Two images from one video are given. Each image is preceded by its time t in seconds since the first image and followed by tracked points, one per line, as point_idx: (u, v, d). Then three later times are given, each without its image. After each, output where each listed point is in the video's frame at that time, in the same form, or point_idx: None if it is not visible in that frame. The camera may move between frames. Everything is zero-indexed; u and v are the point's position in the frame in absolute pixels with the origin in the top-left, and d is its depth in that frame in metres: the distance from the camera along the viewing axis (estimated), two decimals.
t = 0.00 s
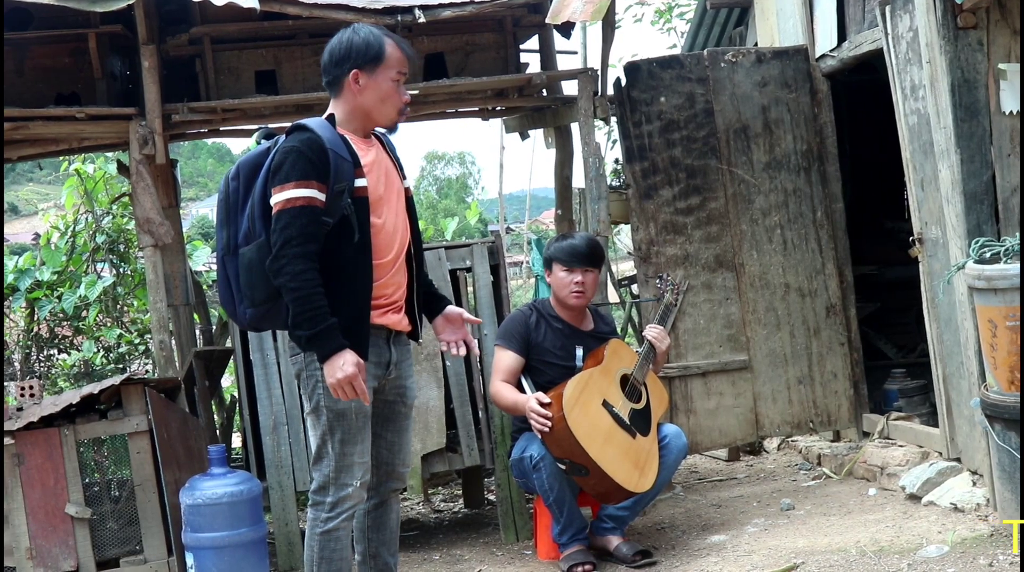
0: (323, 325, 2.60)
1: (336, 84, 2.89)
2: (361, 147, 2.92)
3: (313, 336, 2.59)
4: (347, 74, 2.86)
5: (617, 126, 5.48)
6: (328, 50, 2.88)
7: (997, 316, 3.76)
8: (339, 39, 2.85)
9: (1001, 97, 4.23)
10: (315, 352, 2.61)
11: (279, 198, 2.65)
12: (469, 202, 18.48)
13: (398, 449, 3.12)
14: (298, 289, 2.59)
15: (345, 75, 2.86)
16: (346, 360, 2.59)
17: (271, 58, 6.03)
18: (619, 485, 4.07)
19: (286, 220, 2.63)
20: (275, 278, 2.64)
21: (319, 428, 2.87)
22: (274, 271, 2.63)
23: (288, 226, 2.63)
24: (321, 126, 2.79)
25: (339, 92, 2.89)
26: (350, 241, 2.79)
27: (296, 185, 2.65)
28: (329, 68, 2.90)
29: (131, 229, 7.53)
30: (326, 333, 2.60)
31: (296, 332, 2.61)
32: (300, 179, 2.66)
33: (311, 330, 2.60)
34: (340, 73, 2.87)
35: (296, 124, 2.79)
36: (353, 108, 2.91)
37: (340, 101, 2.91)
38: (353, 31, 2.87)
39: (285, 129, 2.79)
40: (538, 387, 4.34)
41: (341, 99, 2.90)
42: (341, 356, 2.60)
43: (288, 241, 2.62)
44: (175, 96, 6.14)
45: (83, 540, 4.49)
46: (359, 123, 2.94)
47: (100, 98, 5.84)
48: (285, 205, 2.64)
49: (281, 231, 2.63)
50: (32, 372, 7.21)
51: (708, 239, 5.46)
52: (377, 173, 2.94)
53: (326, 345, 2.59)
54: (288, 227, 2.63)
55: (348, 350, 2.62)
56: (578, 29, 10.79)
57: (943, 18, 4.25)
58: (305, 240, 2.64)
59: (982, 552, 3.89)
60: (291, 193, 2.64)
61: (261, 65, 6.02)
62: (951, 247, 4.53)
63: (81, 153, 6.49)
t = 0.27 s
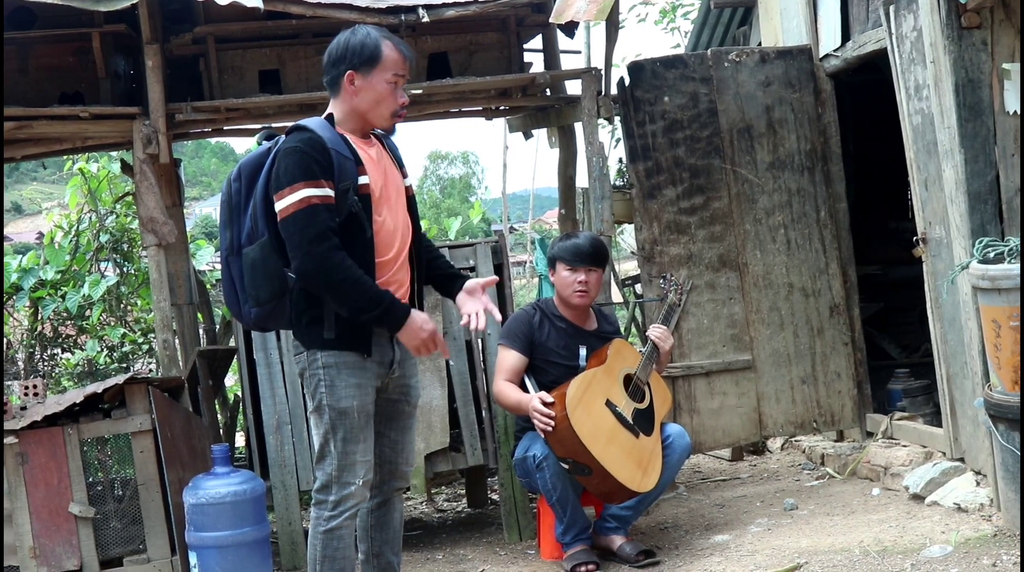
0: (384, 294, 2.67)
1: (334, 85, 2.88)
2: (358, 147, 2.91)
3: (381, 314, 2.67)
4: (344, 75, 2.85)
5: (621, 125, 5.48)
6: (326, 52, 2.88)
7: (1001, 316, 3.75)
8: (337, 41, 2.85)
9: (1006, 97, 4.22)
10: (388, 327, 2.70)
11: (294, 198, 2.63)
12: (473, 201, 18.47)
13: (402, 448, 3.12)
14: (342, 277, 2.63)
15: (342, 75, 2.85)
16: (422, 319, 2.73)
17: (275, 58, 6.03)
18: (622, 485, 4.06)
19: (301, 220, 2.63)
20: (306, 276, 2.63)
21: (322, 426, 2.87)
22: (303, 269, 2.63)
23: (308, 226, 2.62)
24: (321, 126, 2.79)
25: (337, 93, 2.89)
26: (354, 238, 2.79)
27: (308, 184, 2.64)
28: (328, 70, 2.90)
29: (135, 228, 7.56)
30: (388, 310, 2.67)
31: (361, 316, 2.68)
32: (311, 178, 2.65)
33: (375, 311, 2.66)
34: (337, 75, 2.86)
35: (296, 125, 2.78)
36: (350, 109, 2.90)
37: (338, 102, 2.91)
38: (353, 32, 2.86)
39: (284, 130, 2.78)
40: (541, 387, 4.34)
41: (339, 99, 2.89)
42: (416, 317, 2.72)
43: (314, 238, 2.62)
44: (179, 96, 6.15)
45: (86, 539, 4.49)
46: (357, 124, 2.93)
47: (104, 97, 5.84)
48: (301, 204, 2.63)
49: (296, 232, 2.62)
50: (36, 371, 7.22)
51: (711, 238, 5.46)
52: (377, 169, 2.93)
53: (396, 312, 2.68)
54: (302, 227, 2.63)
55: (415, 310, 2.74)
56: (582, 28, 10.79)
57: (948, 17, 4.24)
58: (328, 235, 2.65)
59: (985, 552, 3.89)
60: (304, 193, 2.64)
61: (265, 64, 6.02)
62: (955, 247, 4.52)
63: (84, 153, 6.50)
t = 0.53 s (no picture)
0: (394, 252, 2.67)
1: (335, 86, 2.88)
2: (360, 146, 2.91)
3: (402, 273, 2.67)
4: (346, 75, 2.85)
5: (624, 125, 5.48)
6: (327, 52, 2.88)
7: (1005, 316, 3.72)
8: (337, 42, 2.85)
9: (1009, 96, 4.22)
10: (409, 280, 2.70)
11: (294, 193, 2.64)
12: (476, 201, 18.47)
13: (406, 447, 3.12)
14: (351, 253, 2.61)
15: (344, 76, 2.85)
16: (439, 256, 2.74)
17: (279, 57, 6.03)
18: (626, 485, 4.06)
19: (303, 211, 2.63)
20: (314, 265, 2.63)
21: (326, 426, 2.87)
22: (307, 261, 2.62)
23: (308, 217, 2.62)
24: (323, 126, 2.81)
25: (339, 93, 2.89)
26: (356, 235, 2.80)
27: (308, 180, 2.65)
28: (330, 69, 2.90)
29: (138, 228, 7.58)
30: (406, 268, 2.67)
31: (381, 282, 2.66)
32: (311, 174, 2.66)
33: (394, 273, 2.66)
34: (338, 75, 2.86)
35: (298, 124, 2.80)
36: (353, 109, 2.90)
37: (341, 102, 2.91)
38: (354, 32, 2.86)
39: (286, 130, 2.80)
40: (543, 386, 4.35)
41: (341, 99, 2.89)
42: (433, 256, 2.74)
43: (316, 229, 2.61)
44: (183, 96, 6.15)
45: (90, 539, 4.50)
46: (359, 124, 2.94)
47: (107, 97, 5.85)
48: (301, 199, 2.64)
49: (296, 225, 2.63)
50: (40, 371, 7.23)
51: (714, 238, 5.46)
52: (378, 167, 2.93)
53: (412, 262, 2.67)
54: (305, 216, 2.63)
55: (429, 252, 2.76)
56: (585, 27, 10.79)
57: (951, 17, 4.24)
58: (331, 223, 2.64)
59: (988, 552, 3.89)
60: (304, 187, 2.64)
61: (268, 64, 6.02)
62: (959, 247, 4.52)
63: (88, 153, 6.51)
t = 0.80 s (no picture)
0: (393, 257, 2.66)
1: (337, 86, 2.88)
2: (360, 145, 2.91)
3: (399, 280, 2.66)
4: (348, 75, 2.85)
5: (627, 125, 5.48)
6: (328, 53, 2.88)
7: (1009, 315, 3.65)
8: (339, 43, 2.84)
9: (1012, 94, 4.22)
10: (406, 286, 2.68)
11: (294, 194, 2.65)
12: (479, 201, 18.47)
13: (411, 447, 3.12)
14: (350, 256, 2.61)
15: (346, 76, 2.85)
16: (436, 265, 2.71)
17: (282, 58, 6.03)
18: (629, 485, 4.08)
19: (305, 213, 2.63)
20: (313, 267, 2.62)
21: (331, 427, 2.87)
22: (307, 263, 2.62)
23: (308, 219, 2.62)
24: (326, 126, 2.81)
25: (340, 93, 2.89)
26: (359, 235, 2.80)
27: (309, 180, 2.66)
28: (331, 70, 2.89)
29: (141, 229, 7.56)
30: (403, 275, 2.66)
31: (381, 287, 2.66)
32: (311, 174, 2.67)
33: (392, 280, 2.65)
34: (340, 75, 2.86)
35: (300, 125, 2.79)
36: (354, 109, 2.90)
37: (342, 102, 2.91)
38: (354, 32, 2.86)
39: (289, 131, 2.79)
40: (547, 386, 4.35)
41: (343, 99, 2.89)
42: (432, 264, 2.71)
43: (316, 230, 2.61)
44: (186, 97, 6.16)
45: (94, 540, 4.50)
46: (361, 124, 2.94)
47: (110, 98, 5.85)
48: (301, 200, 2.64)
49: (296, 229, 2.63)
50: (44, 372, 7.23)
51: (718, 237, 5.46)
52: (380, 168, 2.93)
53: (410, 268, 2.66)
54: (305, 218, 2.63)
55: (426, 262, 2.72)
56: (587, 27, 10.80)
57: (954, 15, 4.25)
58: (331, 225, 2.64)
59: (993, 551, 3.89)
60: (304, 188, 2.65)
61: (271, 65, 6.03)
62: (963, 246, 4.52)
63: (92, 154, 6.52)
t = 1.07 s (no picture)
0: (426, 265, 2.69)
1: (356, 87, 2.86)
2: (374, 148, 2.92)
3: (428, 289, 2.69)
4: (364, 81, 2.85)
5: (630, 126, 5.48)
6: (349, 53, 2.84)
7: (1012, 316, 3.54)
8: (365, 44, 2.82)
9: (1015, 95, 4.21)
10: (433, 299, 2.72)
11: (328, 186, 2.63)
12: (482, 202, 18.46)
13: (415, 449, 3.12)
14: (388, 255, 2.63)
15: (359, 82, 2.85)
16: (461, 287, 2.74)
17: (284, 59, 6.04)
18: (636, 485, 4.07)
19: (333, 208, 2.61)
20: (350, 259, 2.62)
21: (336, 428, 2.86)
22: (343, 255, 2.61)
23: (345, 210, 2.62)
24: (339, 125, 2.80)
25: (358, 94, 2.87)
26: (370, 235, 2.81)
27: (341, 174, 2.65)
28: (341, 75, 2.88)
29: (144, 229, 7.56)
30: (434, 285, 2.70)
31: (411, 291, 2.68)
32: (342, 170, 2.66)
33: (422, 288, 2.68)
34: (361, 77, 2.85)
35: (312, 123, 2.77)
36: (370, 111, 2.90)
37: (358, 102, 2.89)
38: (367, 37, 2.85)
39: (297, 129, 2.78)
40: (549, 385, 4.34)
41: (354, 104, 2.89)
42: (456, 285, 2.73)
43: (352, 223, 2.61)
44: (188, 98, 6.16)
45: (97, 541, 4.50)
46: (369, 128, 2.94)
47: (113, 99, 5.85)
48: (335, 192, 2.63)
49: (321, 226, 2.62)
50: (46, 373, 7.24)
51: (720, 238, 5.46)
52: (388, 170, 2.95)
53: (444, 279, 2.69)
54: (332, 215, 2.61)
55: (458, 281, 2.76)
56: (590, 28, 10.80)
57: (956, 16, 4.25)
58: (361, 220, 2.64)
59: (996, 551, 3.89)
60: (336, 181, 2.64)
61: (274, 66, 6.03)
62: (965, 246, 4.52)
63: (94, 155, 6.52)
